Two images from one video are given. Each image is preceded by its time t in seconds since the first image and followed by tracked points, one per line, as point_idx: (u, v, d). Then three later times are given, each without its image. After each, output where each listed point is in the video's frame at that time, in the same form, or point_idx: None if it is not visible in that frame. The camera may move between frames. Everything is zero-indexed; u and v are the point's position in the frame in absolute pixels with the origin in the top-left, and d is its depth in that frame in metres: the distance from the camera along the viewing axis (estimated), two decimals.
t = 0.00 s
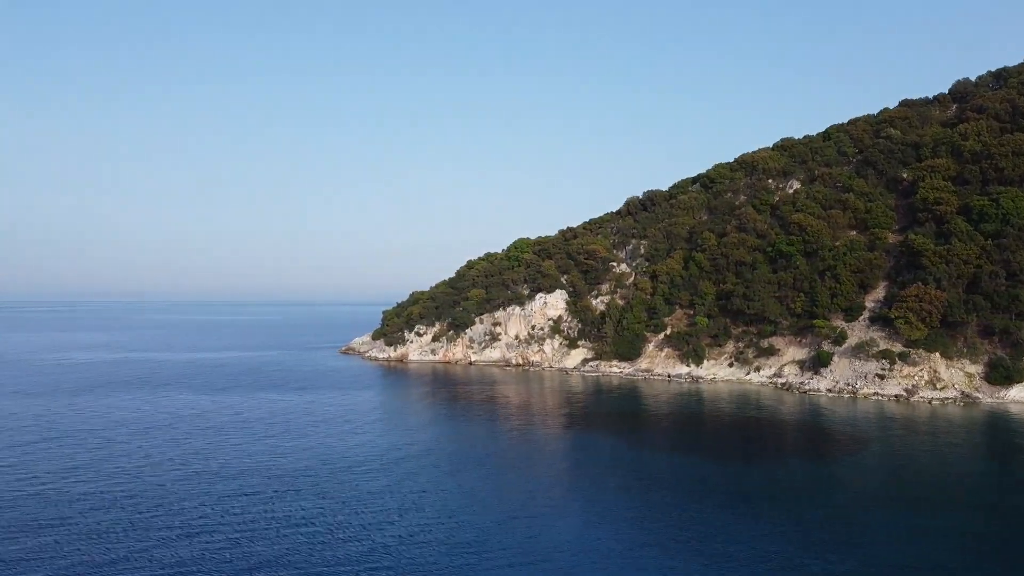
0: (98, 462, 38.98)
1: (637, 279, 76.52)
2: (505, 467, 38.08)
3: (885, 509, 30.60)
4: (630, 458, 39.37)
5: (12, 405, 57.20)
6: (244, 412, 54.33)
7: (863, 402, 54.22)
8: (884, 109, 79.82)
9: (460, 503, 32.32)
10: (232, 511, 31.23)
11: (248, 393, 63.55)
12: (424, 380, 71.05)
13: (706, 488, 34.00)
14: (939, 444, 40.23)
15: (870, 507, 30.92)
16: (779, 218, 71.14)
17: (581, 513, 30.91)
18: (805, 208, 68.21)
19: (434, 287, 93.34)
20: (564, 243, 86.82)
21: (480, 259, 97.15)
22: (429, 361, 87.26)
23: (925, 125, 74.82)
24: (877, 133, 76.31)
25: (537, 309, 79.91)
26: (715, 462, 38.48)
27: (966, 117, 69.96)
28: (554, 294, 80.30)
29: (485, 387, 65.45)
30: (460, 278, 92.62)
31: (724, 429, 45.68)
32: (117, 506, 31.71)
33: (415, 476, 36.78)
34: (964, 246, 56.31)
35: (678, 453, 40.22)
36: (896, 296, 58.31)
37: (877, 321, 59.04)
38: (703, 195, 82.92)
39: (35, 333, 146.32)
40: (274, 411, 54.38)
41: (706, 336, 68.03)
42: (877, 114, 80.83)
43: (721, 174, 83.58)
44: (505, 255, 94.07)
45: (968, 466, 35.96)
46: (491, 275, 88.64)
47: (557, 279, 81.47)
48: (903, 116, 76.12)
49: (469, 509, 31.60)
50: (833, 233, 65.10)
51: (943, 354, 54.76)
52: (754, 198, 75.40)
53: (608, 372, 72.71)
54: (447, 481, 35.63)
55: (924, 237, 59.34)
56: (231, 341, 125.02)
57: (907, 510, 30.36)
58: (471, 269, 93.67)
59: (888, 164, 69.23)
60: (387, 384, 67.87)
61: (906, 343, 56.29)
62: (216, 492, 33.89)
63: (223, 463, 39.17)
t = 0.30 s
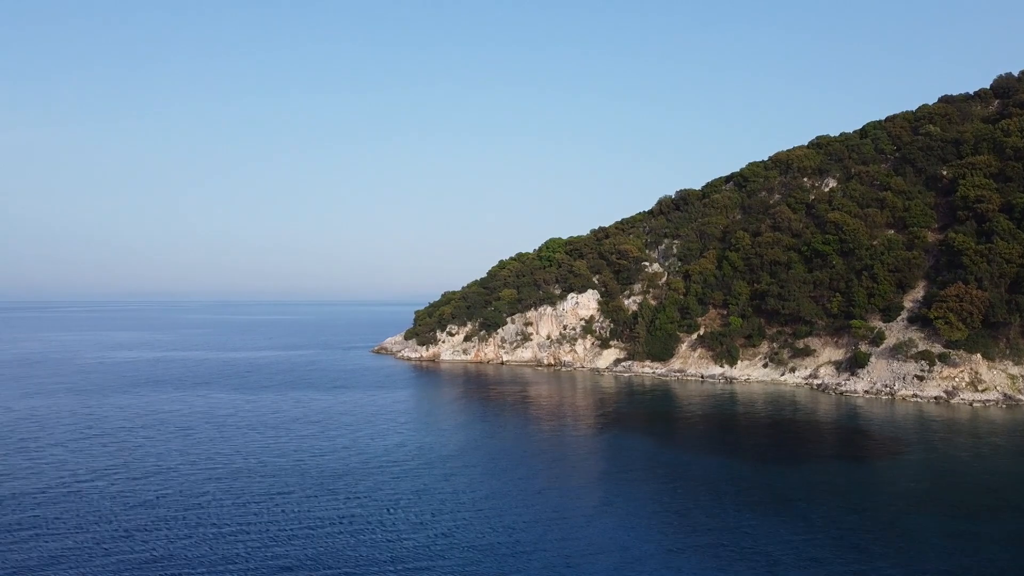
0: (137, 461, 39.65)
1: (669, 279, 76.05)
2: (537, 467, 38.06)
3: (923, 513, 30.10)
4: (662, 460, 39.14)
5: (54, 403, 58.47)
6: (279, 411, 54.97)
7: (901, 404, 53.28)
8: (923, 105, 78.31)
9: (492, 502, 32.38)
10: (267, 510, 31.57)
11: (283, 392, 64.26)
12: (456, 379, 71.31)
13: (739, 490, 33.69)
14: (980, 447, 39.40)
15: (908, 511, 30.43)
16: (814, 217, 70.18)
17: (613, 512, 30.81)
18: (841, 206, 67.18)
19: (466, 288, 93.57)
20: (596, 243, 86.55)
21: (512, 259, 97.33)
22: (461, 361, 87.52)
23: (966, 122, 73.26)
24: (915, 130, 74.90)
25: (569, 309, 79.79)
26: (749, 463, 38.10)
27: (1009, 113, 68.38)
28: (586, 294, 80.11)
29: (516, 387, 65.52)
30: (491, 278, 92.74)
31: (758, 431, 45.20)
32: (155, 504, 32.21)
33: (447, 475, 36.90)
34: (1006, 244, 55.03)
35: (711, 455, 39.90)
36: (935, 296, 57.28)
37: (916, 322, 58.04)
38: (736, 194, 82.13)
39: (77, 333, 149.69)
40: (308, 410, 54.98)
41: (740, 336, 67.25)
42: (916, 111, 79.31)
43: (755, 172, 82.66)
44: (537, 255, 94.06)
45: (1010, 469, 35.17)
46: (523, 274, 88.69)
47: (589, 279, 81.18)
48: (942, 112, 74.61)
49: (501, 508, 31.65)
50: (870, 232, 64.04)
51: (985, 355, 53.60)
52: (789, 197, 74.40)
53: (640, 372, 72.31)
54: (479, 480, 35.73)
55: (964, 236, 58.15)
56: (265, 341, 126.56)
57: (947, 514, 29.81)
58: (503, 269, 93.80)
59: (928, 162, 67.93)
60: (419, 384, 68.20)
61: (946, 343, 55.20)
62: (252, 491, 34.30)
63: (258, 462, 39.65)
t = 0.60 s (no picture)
0: (171, 460, 40.22)
1: (698, 279, 75.51)
2: (565, 467, 37.99)
3: (960, 515, 29.57)
4: (692, 461, 38.87)
5: (90, 401, 59.54)
6: (309, 410, 55.46)
7: (935, 406, 52.36)
8: (959, 102, 76.86)
9: (521, 502, 32.36)
10: (298, 510, 31.74)
11: (313, 391, 64.87)
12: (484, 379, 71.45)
13: (770, 492, 33.35)
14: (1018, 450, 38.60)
15: (943, 513, 29.93)
16: (846, 215, 69.25)
17: (643, 513, 30.65)
18: (874, 205, 66.18)
19: (493, 287, 93.71)
20: (624, 242, 86.20)
21: (539, 259, 97.38)
22: (489, 361, 87.67)
23: (1003, 118, 71.75)
24: (950, 127, 73.56)
25: (597, 309, 79.57)
26: (780, 465, 37.69)
27: None
28: (613, 294, 79.84)
29: (544, 386, 65.49)
30: (519, 278, 92.76)
31: (789, 432, 44.73)
32: (188, 504, 32.52)
33: (476, 474, 36.94)
34: None
35: (741, 456, 39.54)
36: (971, 295, 56.24)
37: (951, 322, 57.03)
38: (766, 193, 81.32)
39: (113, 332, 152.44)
40: (337, 409, 55.41)
41: (770, 336, 66.51)
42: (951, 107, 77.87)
43: (786, 171, 81.77)
44: (564, 255, 93.94)
45: None
46: (551, 274, 88.64)
47: (617, 278, 80.86)
48: (978, 108, 73.18)
49: (531, 508, 31.58)
50: (903, 230, 63.03)
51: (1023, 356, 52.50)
52: (820, 195, 73.46)
53: (668, 373, 71.85)
54: (508, 480, 35.76)
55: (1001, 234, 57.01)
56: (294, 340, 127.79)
57: (985, 517, 29.27)
58: (531, 269, 93.81)
59: (963, 159, 66.69)
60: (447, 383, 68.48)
61: (982, 344, 54.19)
62: (282, 491, 34.51)
63: (289, 461, 40.00)
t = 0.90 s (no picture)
0: (209, 458, 40.90)
1: (732, 279, 74.82)
2: (597, 467, 37.95)
3: (1000, 519, 29.05)
4: (725, 462, 38.59)
5: (130, 400, 60.76)
6: (342, 409, 56.02)
7: (976, 408, 51.33)
8: (1001, 97, 75.06)
9: (554, 502, 32.44)
10: (333, 509, 31.98)
11: (346, 391, 65.40)
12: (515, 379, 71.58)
13: (805, 494, 33.04)
14: None
15: (982, 517, 29.42)
16: (884, 214, 68.09)
17: (675, 514, 30.58)
18: (912, 203, 64.99)
19: (525, 288, 93.74)
20: (656, 242, 85.68)
21: (571, 259, 97.15)
22: (520, 361, 87.75)
23: None
24: (992, 123, 71.90)
25: (629, 309, 79.21)
26: (816, 467, 37.26)
27: None
28: (646, 293, 79.43)
29: (576, 387, 65.42)
30: (550, 278, 92.62)
31: (824, 433, 44.21)
32: (224, 503, 32.90)
33: (509, 474, 37.01)
34: None
35: (775, 458, 39.13)
36: (1013, 295, 54.99)
37: (992, 322, 55.85)
38: (801, 192, 80.24)
39: (150, 332, 154.78)
40: (370, 409, 55.89)
41: (805, 337, 65.69)
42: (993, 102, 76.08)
43: (821, 169, 80.62)
44: (596, 254, 93.64)
45: None
46: (583, 274, 88.43)
47: (649, 278, 80.41)
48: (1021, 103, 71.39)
49: (564, 508, 31.62)
50: (943, 229, 61.80)
51: None
52: (857, 194, 72.32)
53: (701, 373, 71.28)
54: (540, 481, 35.81)
55: None
56: (327, 339, 129.02)
57: None
58: (562, 269, 93.68)
59: (1005, 155, 65.17)
60: (479, 383, 68.64)
61: None
62: (316, 491, 34.79)
63: (325, 460, 40.44)
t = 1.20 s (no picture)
0: (242, 457, 41.40)
1: (762, 278, 74.13)
2: (626, 469, 37.87)
3: None
4: (755, 464, 38.30)
5: (164, 399, 61.76)
6: (372, 409, 56.47)
7: (1014, 409, 50.36)
8: None
9: (583, 503, 32.44)
10: (360, 510, 32.16)
11: (375, 390, 65.90)
12: (543, 379, 71.61)
13: (836, 497, 32.71)
14: None
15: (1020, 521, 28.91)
16: (918, 212, 67.02)
17: (705, 516, 30.41)
18: (947, 201, 63.89)
19: (552, 287, 93.68)
20: (685, 242, 85.15)
21: (599, 258, 96.86)
22: (548, 360, 87.73)
23: None
24: None
25: (657, 309, 78.82)
26: (848, 469, 36.85)
27: None
28: (674, 293, 78.97)
29: (604, 387, 65.34)
30: (578, 278, 92.45)
31: (856, 435, 43.70)
32: (254, 503, 33.19)
33: (535, 475, 37.04)
34: None
35: (806, 460, 38.75)
36: None
37: None
38: (833, 190, 79.25)
39: (182, 331, 156.95)
40: (399, 408, 56.28)
41: (837, 337, 64.87)
42: None
43: (853, 167, 79.57)
44: (624, 254, 93.28)
45: None
46: (611, 274, 88.14)
47: (678, 278, 79.95)
48: None
49: (593, 509, 31.61)
50: (979, 227, 60.66)
51: None
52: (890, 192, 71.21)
53: (731, 374, 70.70)
54: (569, 481, 35.80)
55: None
56: (356, 339, 129.97)
57: None
58: (590, 268, 93.44)
59: None
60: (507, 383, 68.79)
61: None
62: (349, 490, 35.07)
63: (356, 460, 40.76)
